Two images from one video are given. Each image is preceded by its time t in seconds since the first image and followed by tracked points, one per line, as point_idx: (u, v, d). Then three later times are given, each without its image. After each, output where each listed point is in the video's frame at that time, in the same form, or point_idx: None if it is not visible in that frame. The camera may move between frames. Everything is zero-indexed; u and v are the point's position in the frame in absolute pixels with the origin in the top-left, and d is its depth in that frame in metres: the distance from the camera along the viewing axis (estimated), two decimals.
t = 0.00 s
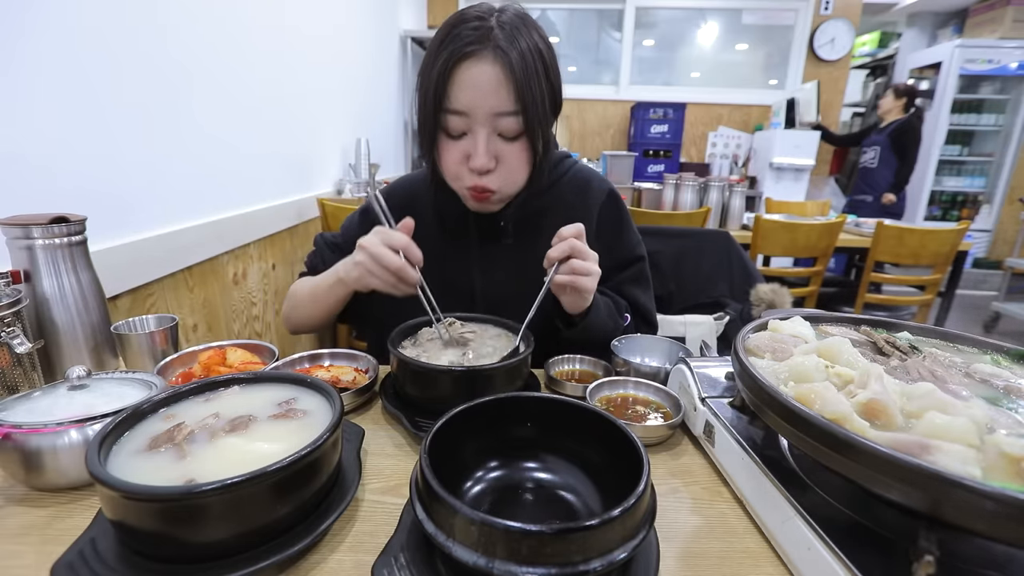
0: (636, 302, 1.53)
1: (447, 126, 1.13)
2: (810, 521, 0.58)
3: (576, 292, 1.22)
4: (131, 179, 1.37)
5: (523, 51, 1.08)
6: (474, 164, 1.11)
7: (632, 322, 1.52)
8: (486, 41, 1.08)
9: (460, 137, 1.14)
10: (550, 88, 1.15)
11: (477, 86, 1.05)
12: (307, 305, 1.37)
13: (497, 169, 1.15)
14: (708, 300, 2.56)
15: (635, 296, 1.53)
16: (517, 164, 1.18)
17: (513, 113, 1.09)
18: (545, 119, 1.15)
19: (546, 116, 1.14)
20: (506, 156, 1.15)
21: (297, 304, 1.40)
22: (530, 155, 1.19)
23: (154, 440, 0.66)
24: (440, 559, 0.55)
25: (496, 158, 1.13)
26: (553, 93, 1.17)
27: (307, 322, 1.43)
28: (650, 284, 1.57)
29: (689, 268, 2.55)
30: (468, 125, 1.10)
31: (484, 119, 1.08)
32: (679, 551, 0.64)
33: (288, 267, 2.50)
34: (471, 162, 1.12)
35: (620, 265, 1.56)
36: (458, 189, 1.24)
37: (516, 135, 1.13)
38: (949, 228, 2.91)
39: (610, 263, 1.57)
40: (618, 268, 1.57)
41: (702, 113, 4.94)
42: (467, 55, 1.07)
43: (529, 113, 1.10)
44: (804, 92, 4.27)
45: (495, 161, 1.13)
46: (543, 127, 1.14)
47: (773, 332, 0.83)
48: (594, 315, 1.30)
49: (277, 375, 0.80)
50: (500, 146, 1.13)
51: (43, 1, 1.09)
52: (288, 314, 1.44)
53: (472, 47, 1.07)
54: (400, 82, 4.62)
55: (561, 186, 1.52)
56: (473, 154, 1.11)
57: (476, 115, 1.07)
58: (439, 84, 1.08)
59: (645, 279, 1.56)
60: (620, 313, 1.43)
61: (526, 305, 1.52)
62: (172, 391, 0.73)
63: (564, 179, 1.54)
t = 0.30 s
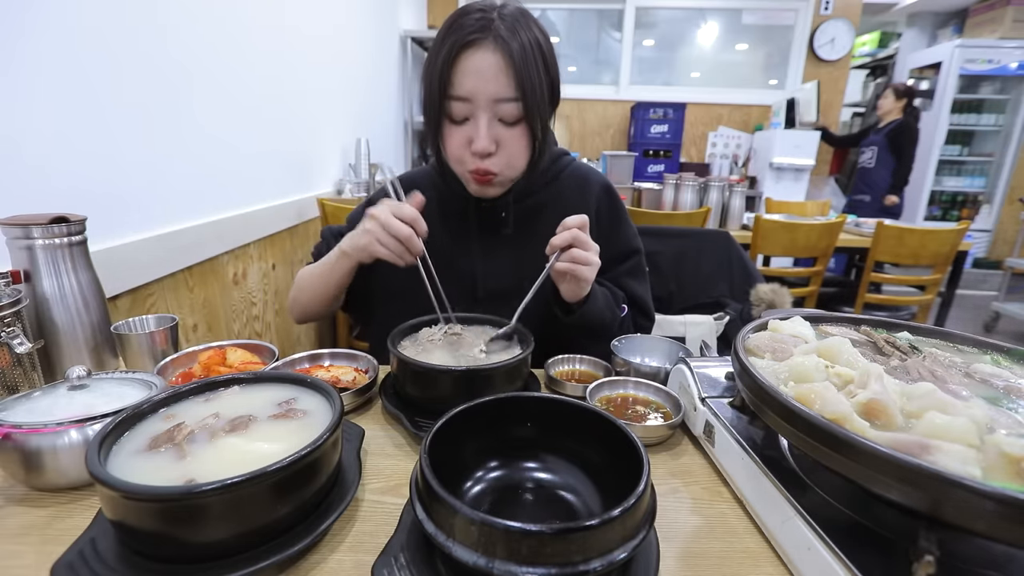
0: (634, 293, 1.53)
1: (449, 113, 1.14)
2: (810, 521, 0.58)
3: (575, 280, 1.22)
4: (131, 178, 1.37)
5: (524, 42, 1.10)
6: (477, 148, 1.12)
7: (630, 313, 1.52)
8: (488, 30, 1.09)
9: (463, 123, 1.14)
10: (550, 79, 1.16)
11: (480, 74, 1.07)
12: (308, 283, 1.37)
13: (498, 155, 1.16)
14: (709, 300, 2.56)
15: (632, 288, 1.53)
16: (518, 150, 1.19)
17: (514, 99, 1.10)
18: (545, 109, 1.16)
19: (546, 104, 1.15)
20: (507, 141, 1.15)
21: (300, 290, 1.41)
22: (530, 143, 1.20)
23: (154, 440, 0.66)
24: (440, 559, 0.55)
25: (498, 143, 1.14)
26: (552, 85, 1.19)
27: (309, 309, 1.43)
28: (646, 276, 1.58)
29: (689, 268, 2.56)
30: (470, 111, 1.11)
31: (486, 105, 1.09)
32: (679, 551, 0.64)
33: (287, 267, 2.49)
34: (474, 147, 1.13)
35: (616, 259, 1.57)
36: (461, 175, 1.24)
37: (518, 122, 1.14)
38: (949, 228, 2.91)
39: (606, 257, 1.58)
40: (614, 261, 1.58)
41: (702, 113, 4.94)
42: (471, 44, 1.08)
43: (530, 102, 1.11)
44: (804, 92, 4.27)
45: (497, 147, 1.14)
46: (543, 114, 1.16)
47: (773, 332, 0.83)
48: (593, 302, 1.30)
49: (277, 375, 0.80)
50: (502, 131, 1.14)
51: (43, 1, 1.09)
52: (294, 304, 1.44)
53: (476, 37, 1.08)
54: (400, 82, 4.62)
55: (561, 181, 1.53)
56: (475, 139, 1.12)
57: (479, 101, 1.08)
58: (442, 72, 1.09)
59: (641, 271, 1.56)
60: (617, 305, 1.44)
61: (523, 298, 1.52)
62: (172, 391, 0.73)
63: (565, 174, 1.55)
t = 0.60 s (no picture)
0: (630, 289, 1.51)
1: (450, 101, 1.15)
2: (810, 521, 0.58)
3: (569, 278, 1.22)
4: (132, 177, 1.37)
5: (523, 31, 1.11)
6: (476, 132, 1.12)
7: (624, 310, 1.51)
8: (488, 20, 1.11)
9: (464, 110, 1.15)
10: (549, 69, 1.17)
11: (480, 60, 1.08)
12: (308, 283, 1.38)
13: (498, 141, 1.17)
14: (709, 300, 2.56)
15: (624, 280, 1.52)
16: (517, 138, 1.19)
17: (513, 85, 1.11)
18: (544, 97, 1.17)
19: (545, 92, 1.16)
20: (506, 126, 1.15)
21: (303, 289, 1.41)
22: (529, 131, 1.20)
23: (154, 440, 0.66)
24: (440, 559, 0.55)
25: (498, 129, 1.15)
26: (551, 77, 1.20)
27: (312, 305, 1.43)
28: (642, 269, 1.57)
29: (689, 268, 2.56)
30: (470, 97, 1.12)
31: (486, 91, 1.11)
32: (679, 551, 0.64)
33: (287, 267, 2.49)
34: (474, 132, 1.13)
35: (612, 252, 1.56)
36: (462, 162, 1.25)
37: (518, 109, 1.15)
38: (950, 228, 2.91)
39: (602, 251, 1.57)
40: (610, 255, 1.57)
41: (702, 113, 4.94)
42: (472, 33, 1.10)
43: (530, 88, 1.12)
44: (804, 92, 4.27)
45: (497, 132, 1.15)
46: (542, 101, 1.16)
47: (773, 332, 0.83)
48: (585, 303, 1.29)
49: (277, 375, 0.80)
50: (501, 116, 1.14)
51: (42, 1, 1.09)
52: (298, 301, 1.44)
53: (477, 26, 1.10)
54: (400, 82, 4.62)
55: (559, 176, 1.54)
56: (474, 124, 1.12)
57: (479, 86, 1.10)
58: (444, 60, 1.11)
59: (636, 264, 1.55)
60: (610, 305, 1.43)
61: (521, 292, 1.51)
62: (172, 391, 0.73)
63: (563, 169, 1.55)
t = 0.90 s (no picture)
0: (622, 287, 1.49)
1: (451, 94, 1.15)
2: (810, 521, 0.58)
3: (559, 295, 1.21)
4: (132, 176, 1.37)
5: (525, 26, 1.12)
6: (477, 124, 1.12)
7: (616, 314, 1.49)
8: (490, 15, 1.11)
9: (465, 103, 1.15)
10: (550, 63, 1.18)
11: (482, 54, 1.09)
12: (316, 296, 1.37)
13: (498, 134, 1.17)
14: (708, 300, 2.56)
15: (618, 276, 1.51)
16: (517, 131, 1.19)
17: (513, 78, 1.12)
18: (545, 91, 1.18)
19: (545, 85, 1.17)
20: (507, 119, 1.16)
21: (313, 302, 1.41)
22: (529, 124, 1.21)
23: (154, 439, 0.66)
24: (440, 559, 0.55)
25: (498, 122, 1.15)
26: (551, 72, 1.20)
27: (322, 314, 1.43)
28: (637, 266, 1.56)
29: (689, 268, 2.55)
30: (471, 89, 1.12)
31: (488, 84, 1.11)
32: (679, 551, 0.64)
33: (287, 266, 2.49)
34: (474, 124, 1.13)
35: (608, 250, 1.55)
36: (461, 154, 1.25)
37: (518, 102, 1.15)
38: (949, 228, 2.91)
39: (597, 249, 1.56)
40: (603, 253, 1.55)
41: (702, 113, 4.94)
42: (473, 27, 1.10)
43: (530, 82, 1.12)
44: (804, 92, 4.27)
45: (497, 125, 1.15)
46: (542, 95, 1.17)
47: (773, 332, 0.83)
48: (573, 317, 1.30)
49: (277, 375, 0.80)
50: (501, 108, 1.14)
51: (42, 2, 1.09)
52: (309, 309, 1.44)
53: (478, 20, 1.10)
54: (400, 82, 4.62)
55: (556, 174, 1.54)
56: (475, 116, 1.12)
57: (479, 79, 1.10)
58: (446, 53, 1.11)
59: (630, 261, 1.54)
60: (600, 313, 1.41)
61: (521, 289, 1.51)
62: (172, 391, 0.73)
63: (560, 167, 1.56)
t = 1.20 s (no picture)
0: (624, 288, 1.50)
1: (454, 93, 1.15)
2: (810, 521, 0.58)
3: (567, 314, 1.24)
4: (133, 176, 1.38)
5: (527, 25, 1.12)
6: (479, 124, 1.13)
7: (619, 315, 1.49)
8: (492, 15, 1.11)
9: (468, 102, 1.15)
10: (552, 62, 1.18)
11: (484, 53, 1.09)
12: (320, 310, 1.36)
13: (500, 133, 1.17)
14: (708, 300, 2.55)
15: (620, 278, 1.52)
16: (519, 130, 1.20)
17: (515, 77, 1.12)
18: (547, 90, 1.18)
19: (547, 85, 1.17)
20: (509, 118, 1.16)
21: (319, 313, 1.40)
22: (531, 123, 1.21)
23: (154, 440, 0.66)
24: (440, 559, 0.55)
25: (500, 121, 1.15)
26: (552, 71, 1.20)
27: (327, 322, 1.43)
28: (636, 266, 1.56)
29: (689, 268, 2.55)
30: (474, 88, 1.12)
31: (490, 83, 1.11)
32: (679, 551, 0.64)
33: (287, 266, 2.49)
34: (477, 123, 1.14)
35: (608, 250, 1.56)
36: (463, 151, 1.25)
37: (520, 101, 1.16)
38: (949, 228, 2.91)
39: (597, 249, 1.56)
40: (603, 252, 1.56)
41: (702, 113, 4.94)
42: (476, 27, 1.10)
43: (532, 81, 1.13)
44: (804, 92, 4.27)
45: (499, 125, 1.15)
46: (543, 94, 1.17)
47: (773, 332, 0.83)
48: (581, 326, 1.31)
49: (277, 376, 0.80)
50: (503, 108, 1.14)
51: (44, 4, 1.09)
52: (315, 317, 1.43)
53: (481, 20, 1.10)
54: (400, 82, 4.62)
55: (556, 172, 1.54)
56: (477, 116, 1.13)
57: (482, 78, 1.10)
58: (448, 52, 1.10)
59: (630, 261, 1.55)
60: (606, 315, 1.42)
61: (521, 288, 1.51)
62: (172, 391, 0.73)
63: (559, 165, 1.55)
